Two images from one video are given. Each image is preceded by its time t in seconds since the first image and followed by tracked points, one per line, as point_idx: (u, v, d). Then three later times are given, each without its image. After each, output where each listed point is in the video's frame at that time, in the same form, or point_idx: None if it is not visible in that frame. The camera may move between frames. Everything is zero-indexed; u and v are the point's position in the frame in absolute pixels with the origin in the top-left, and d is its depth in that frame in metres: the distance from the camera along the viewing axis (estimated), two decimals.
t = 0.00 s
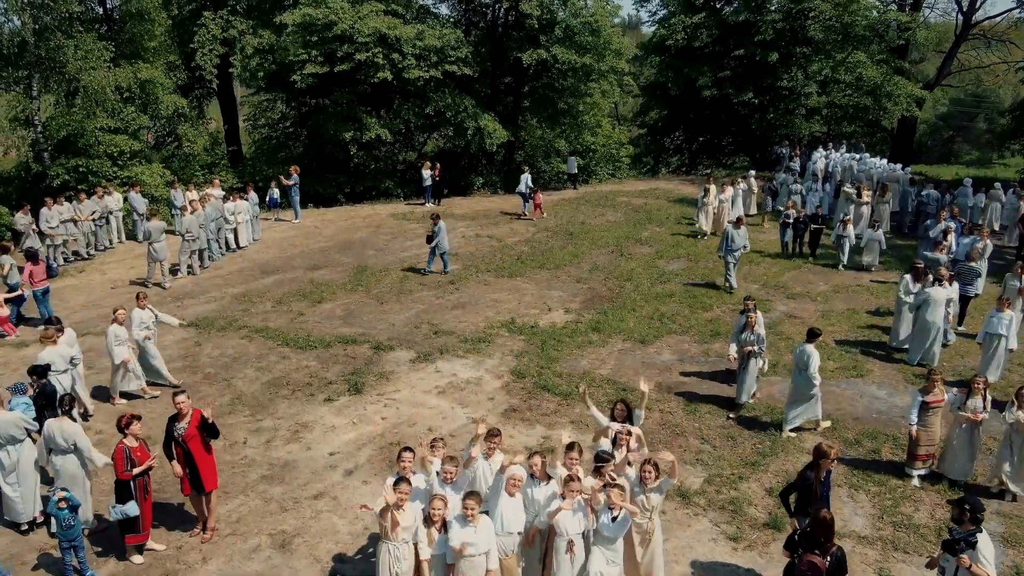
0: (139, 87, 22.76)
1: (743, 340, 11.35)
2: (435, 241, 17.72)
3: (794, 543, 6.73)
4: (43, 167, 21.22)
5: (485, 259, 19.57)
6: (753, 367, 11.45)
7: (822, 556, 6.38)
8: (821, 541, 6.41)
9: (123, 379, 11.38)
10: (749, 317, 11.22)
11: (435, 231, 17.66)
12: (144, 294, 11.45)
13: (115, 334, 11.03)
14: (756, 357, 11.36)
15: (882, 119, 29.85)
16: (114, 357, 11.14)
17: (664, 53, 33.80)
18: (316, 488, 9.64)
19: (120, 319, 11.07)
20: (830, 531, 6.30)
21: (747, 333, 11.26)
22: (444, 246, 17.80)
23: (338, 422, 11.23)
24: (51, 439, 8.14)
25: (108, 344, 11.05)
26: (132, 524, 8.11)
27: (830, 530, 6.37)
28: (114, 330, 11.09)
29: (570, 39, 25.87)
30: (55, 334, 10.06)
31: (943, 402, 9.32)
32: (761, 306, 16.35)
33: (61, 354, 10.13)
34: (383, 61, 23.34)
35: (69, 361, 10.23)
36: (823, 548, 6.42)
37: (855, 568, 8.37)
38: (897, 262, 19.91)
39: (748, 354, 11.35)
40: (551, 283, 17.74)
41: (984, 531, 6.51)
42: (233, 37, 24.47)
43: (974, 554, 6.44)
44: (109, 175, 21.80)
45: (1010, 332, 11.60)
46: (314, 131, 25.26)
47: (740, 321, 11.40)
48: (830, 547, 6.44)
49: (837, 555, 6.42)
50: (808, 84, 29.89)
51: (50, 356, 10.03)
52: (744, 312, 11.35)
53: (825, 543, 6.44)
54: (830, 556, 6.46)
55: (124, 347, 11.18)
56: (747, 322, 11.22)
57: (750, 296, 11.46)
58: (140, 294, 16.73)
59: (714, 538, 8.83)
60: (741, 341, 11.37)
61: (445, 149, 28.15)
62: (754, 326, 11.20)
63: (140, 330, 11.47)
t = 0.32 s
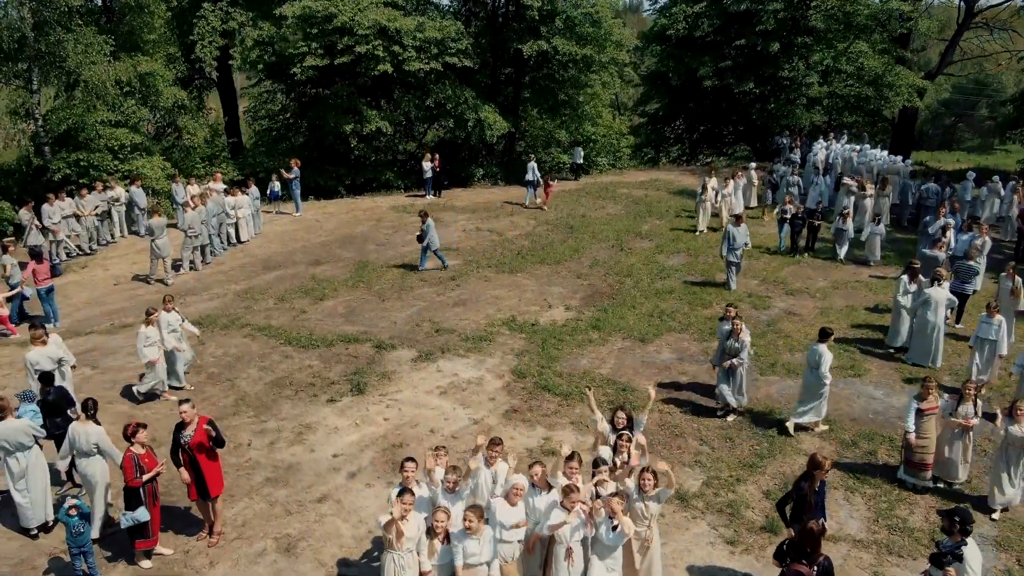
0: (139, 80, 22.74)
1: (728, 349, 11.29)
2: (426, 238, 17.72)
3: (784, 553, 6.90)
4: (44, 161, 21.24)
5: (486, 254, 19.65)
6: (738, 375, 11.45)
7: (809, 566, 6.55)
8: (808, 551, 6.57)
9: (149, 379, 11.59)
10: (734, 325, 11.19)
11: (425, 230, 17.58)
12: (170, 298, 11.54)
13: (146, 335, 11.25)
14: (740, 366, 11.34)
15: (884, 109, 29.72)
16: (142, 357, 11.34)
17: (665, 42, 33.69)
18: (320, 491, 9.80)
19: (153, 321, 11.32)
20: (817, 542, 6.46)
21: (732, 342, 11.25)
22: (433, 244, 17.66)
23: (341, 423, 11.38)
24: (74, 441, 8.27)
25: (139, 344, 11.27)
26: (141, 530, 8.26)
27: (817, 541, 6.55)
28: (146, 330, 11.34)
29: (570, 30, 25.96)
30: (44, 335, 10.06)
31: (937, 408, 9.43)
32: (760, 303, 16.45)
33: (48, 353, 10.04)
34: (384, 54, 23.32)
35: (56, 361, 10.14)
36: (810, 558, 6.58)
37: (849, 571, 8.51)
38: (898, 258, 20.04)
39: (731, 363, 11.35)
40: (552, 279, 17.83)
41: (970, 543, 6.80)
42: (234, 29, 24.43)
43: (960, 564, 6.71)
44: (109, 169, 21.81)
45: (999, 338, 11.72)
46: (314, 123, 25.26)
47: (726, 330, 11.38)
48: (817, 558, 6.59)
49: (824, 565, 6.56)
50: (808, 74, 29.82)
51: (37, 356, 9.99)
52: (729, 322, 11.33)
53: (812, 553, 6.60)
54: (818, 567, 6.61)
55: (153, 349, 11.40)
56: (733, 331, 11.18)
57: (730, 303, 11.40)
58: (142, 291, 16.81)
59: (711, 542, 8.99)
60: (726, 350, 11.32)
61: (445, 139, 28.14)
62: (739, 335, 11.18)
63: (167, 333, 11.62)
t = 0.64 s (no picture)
0: (139, 72, 22.74)
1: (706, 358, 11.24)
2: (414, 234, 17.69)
3: (770, 560, 7.13)
4: (46, 154, 21.29)
5: (487, 248, 19.76)
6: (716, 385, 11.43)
7: (794, 572, 6.76)
8: (794, 557, 6.81)
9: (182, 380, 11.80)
10: (711, 335, 11.18)
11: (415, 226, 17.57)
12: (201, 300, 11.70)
13: (181, 339, 11.39)
14: (719, 376, 11.30)
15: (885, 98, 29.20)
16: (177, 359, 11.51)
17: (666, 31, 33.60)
18: (325, 493, 9.99)
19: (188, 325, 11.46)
20: (802, 548, 6.71)
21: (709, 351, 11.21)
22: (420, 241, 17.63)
23: (345, 423, 11.55)
24: (101, 441, 8.44)
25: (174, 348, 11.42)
26: (152, 533, 8.45)
27: (802, 548, 6.77)
28: (180, 334, 11.48)
29: (570, 20, 25.87)
30: (34, 341, 9.65)
31: (930, 413, 9.57)
32: (760, 298, 16.58)
33: (40, 354, 9.69)
34: (385, 45, 23.32)
35: (50, 363, 9.75)
36: (795, 564, 6.82)
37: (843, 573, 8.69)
38: (898, 251, 20.09)
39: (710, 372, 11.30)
40: (552, 274, 17.95)
41: (954, 548, 6.98)
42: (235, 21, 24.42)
43: (942, 569, 6.91)
44: (111, 162, 21.83)
45: (982, 345, 11.83)
46: (315, 113, 25.26)
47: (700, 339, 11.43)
48: (802, 564, 6.83)
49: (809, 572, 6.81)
50: (810, 63, 29.81)
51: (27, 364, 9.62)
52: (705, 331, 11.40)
53: (797, 560, 6.82)
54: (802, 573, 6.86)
55: (187, 351, 11.55)
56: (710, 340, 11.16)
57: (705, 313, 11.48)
58: (146, 286, 16.93)
59: (709, 544, 9.19)
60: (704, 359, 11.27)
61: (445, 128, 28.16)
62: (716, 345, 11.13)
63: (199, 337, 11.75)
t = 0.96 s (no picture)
0: (142, 63, 22.83)
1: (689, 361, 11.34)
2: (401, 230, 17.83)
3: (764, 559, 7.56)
4: (49, 146, 21.40)
5: (488, 239, 19.93)
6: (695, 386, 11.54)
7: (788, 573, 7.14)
8: (789, 557, 7.22)
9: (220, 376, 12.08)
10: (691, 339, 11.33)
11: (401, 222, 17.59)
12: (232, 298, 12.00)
13: (216, 334, 11.71)
14: (700, 375, 11.43)
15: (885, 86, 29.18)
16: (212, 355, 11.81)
17: (667, 18, 33.54)
18: (332, 488, 10.25)
19: (221, 320, 11.77)
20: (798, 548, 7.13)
21: (690, 353, 11.34)
22: (408, 236, 17.67)
23: (351, 418, 11.81)
24: (128, 436, 8.92)
25: (209, 344, 11.75)
26: (167, 530, 8.74)
27: (797, 548, 7.21)
28: (214, 330, 11.78)
29: (571, 9, 25.82)
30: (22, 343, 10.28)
31: (922, 412, 9.88)
32: (759, 292, 16.78)
33: (29, 354, 10.31)
34: (386, 36, 23.39)
35: (38, 362, 10.37)
36: (789, 564, 7.22)
37: (835, 568, 8.95)
38: (896, 243, 20.26)
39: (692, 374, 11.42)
40: (553, 267, 18.14)
41: (925, 544, 7.21)
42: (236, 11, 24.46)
43: (914, 565, 7.12)
44: (114, 154, 21.98)
45: (962, 344, 11.78)
46: (316, 103, 25.31)
47: (675, 344, 11.44)
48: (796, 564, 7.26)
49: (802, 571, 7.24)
50: (810, 51, 29.77)
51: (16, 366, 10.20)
52: (679, 337, 11.45)
53: (791, 561, 7.22)
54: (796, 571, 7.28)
55: (222, 347, 11.86)
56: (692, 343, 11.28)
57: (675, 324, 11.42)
58: (151, 280, 17.13)
59: (706, 538, 9.46)
60: (688, 363, 11.35)
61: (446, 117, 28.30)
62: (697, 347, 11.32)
63: (231, 332, 12.05)
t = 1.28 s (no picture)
0: (144, 54, 22.95)
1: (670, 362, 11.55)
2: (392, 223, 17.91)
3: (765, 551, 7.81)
4: (53, 137, 21.54)
5: (489, 231, 20.14)
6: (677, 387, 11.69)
7: (787, 564, 7.39)
8: (787, 550, 7.45)
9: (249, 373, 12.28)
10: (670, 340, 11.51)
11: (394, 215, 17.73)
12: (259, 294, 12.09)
13: (248, 332, 11.90)
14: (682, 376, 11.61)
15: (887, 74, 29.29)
16: (242, 352, 12.03)
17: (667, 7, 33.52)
18: (339, 480, 10.56)
19: (254, 318, 11.95)
20: (795, 541, 7.35)
21: (670, 353, 11.52)
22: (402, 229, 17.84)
23: (357, 411, 12.10)
24: (155, 428, 9.43)
25: (241, 341, 11.94)
26: (184, 519, 9.09)
27: (794, 541, 7.43)
28: (246, 327, 11.97)
29: None
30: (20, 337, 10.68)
31: (913, 406, 10.18)
32: (757, 284, 17.02)
33: (29, 350, 10.74)
34: (387, 27, 23.47)
35: (38, 358, 10.80)
36: (788, 556, 7.46)
37: (826, 557, 9.26)
38: (894, 234, 20.44)
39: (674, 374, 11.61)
40: (554, 258, 18.37)
41: (898, 529, 7.59)
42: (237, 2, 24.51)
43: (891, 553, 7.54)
44: (118, 146, 22.14)
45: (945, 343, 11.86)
46: (319, 94, 25.38)
47: (653, 347, 11.71)
48: (795, 556, 7.49)
49: (801, 563, 7.48)
50: (810, 40, 29.77)
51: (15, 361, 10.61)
52: (658, 339, 11.71)
53: (790, 553, 7.49)
54: (795, 563, 7.51)
55: (252, 344, 12.06)
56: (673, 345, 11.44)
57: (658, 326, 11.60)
58: (157, 272, 17.38)
59: (702, 528, 9.77)
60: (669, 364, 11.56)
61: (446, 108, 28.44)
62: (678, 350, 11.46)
63: (262, 329, 12.22)
